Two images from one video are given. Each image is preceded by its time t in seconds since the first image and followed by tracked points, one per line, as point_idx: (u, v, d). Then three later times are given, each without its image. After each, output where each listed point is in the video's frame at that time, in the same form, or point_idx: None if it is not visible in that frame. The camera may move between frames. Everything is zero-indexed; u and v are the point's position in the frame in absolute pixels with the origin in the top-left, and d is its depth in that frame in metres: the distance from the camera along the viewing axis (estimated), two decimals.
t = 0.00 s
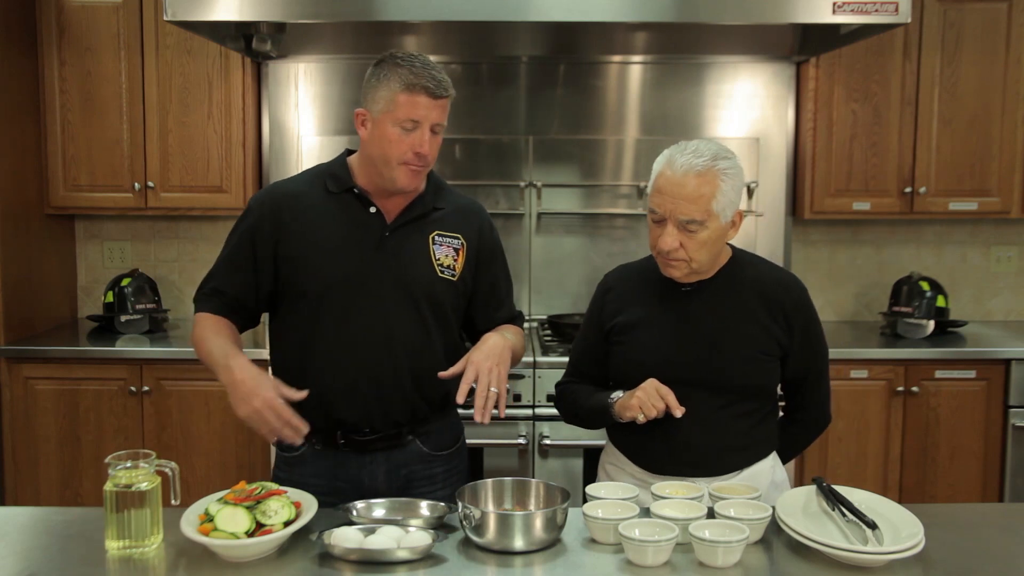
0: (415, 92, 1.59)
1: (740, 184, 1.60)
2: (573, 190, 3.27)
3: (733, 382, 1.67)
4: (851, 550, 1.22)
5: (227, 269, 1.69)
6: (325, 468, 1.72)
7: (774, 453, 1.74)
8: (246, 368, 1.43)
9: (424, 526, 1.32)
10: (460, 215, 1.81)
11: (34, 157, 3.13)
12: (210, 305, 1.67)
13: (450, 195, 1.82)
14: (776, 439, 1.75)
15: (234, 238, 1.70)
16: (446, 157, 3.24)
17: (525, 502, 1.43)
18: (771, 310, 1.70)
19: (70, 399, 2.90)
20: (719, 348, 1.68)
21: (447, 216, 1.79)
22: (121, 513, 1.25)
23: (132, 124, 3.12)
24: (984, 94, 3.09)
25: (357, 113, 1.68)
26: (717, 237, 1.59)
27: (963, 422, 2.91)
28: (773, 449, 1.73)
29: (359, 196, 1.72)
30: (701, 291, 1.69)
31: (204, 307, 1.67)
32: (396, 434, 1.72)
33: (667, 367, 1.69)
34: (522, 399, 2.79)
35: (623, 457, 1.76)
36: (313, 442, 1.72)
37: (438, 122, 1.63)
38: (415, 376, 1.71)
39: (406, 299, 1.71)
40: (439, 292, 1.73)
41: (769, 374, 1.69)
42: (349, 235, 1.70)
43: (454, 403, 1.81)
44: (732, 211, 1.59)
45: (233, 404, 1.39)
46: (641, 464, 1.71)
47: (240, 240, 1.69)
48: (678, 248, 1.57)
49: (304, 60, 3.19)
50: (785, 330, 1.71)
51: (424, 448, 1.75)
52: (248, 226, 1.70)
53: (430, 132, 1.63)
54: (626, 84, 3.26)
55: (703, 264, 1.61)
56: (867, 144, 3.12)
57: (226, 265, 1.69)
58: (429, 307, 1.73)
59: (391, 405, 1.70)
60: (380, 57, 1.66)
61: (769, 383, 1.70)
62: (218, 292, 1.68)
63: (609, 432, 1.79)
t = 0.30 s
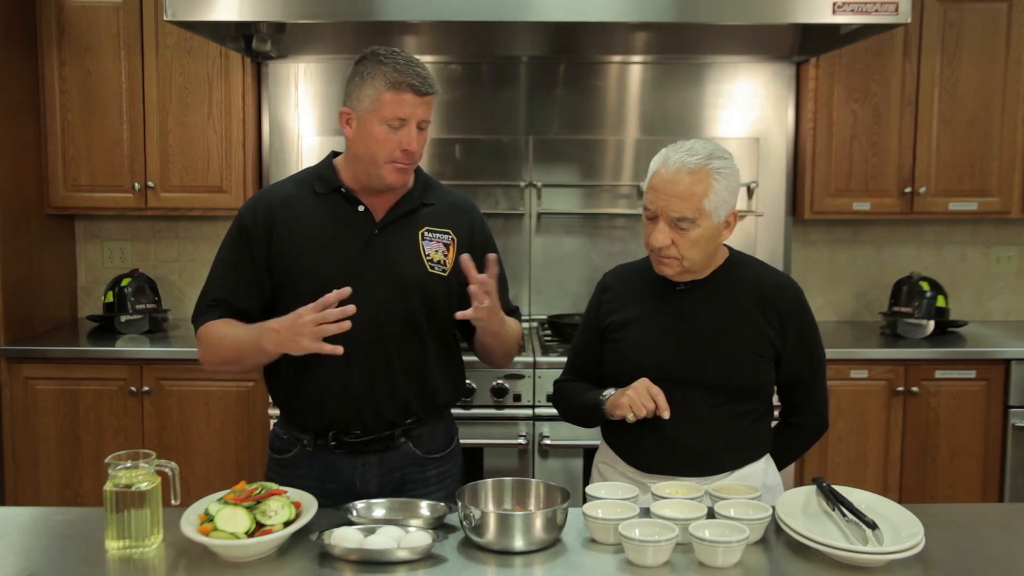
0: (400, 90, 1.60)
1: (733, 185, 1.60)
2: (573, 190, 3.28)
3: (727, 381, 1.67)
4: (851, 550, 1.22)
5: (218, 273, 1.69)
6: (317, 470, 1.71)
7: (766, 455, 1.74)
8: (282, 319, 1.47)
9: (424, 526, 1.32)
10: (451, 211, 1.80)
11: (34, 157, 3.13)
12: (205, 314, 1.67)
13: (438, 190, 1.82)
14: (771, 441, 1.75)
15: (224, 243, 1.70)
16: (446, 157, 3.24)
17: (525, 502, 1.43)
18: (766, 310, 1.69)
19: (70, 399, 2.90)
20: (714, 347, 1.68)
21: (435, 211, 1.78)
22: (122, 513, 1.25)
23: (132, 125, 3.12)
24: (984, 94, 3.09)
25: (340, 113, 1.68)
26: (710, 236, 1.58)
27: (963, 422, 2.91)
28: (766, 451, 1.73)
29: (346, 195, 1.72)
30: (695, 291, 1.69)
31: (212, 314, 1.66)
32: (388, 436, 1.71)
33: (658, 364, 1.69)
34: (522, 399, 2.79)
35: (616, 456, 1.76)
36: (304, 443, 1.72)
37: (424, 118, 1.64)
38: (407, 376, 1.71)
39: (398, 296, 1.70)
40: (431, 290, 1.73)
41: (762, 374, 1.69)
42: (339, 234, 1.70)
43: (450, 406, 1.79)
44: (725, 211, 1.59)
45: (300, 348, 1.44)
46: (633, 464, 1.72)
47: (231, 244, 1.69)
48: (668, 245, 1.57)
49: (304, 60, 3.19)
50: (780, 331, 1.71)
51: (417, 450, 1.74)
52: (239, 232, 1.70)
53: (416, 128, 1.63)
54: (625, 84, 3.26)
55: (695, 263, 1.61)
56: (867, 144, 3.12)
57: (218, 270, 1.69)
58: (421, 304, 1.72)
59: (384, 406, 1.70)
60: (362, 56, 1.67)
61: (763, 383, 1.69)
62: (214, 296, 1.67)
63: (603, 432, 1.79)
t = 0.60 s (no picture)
0: (398, 91, 1.60)
1: (721, 186, 1.60)
2: (573, 190, 3.27)
3: (720, 382, 1.67)
4: (851, 550, 1.22)
5: (218, 277, 1.68)
6: (318, 472, 1.71)
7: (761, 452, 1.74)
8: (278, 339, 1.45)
9: (424, 526, 1.32)
10: (450, 211, 1.80)
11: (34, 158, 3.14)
12: (206, 317, 1.67)
13: (437, 190, 1.82)
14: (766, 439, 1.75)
15: (223, 246, 1.70)
16: (446, 157, 3.24)
17: (525, 502, 1.43)
18: (757, 310, 1.69)
19: (70, 399, 2.90)
20: (705, 348, 1.68)
21: (435, 212, 1.78)
22: (121, 513, 1.25)
23: (132, 125, 3.12)
24: (984, 94, 3.09)
25: (338, 114, 1.68)
26: (698, 237, 1.58)
27: (963, 422, 2.91)
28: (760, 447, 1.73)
29: (346, 197, 1.72)
30: (686, 292, 1.70)
31: (214, 324, 1.66)
32: (391, 437, 1.71)
33: (650, 366, 1.69)
34: (522, 399, 2.79)
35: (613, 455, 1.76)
36: (305, 446, 1.72)
37: (422, 118, 1.64)
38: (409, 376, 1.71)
39: (399, 298, 1.71)
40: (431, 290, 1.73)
41: (755, 374, 1.69)
42: (338, 236, 1.70)
43: (451, 407, 1.79)
44: (714, 212, 1.59)
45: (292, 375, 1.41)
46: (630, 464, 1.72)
47: (229, 247, 1.69)
48: (656, 247, 1.57)
49: (304, 60, 3.19)
50: (772, 330, 1.71)
51: (419, 451, 1.74)
52: (239, 236, 1.70)
53: (415, 129, 1.64)
54: (626, 84, 3.26)
55: (685, 264, 1.61)
56: (867, 145, 3.12)
57: (217, 274, 1.69)
58: (422, 305, 1.72)
59: (385, 407, 1.70)
60: (360, 57, 1.67)
61: (756, 384, 1.69)
62: (215, 300, 1.67)
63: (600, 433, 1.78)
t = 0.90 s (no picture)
0: (406, 94, 1.61)
1: (712, 183, 1.61)
2: (573, 190, 3.27)
3: (719, 379, 1.68)
4: (851, 550, 1.22)
5: (220, 276, 1.68)
6: (318, 472, 1.71)
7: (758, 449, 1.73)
8: (291, 348, 1.44)
9: (424, 526, 1.32)
10: (453, 213, 1.80)
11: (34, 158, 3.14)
12: (207, 316, 1.66)
13: (440, 192, 1.82)
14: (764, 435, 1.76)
15: (225, 246, 1.70)
16: (447, 157, 3.24)
17: (525, 501, 1.43)
18: (752, 306, 1.70)
19: (70, 399, 2.90)
20: (702, 345, 1.68)
21: (438, 214, 1.78)
22: (121, 513, 1.25)
23: (132, 125, 3.12)
24: (984, 94, 3.08)
25: (344, 115, 1.68)
26: (693, 236, 1.59)
27: (963, 422, 2.91)
28: (757, 444, 1.73)
29: (349, 197, 1.72)
30: (681, 292, 1.69)
31: (216, 324, 1.65)
32: (392, 438, 1.71)
33: (649, 367, 1.69)
34: (522, 399, 2.79)
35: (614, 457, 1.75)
36: (306, 446, 1.72)
37: (430, 121, 1.64)
38: (412, 377, 1.71)
39: (402, 299, 1.71)
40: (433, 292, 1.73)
41: (753, 370, 1.70)
42: (341, 236, 1.70)
43: (452, 407, 1.80)
44: (707, 209, 1.60)
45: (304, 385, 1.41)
46: (630, 465, 1.71)
47: (232, 247, 1.69)
48: (652, 248, 1.57)
49: (304, 60, 3.19)
50: (768, 325, 1.72)
51: (420, 453, 1.74)
52: (241, 235, 1.69)
53: (422, 132, 1.64)
54: (626, 84, 3.26)
55: (680, 263, 1.61)
56: (867, 145, 3.12)
57: (220, 274, 1.68)
58: (424, 306, 1.73)
59: (386, 407, 1.70)
60: (367, 57, 1.66)
61: (754, 378, 1.70)
62: (217, 300, 1.67)
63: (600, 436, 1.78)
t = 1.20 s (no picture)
0: (396, 78, 1.61)
1: (710, 186, 1.61)
2: (573, 190, 3.27)
3: (723, 378, 1.68)
4: (851, 550, 1.22)
5: (223, 276, 1.68)
6: (321, 473, 1.71)
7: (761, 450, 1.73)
8: (299, 342, 1.45)
9: (424, 526, 1.32)
10: (454, 212, 1.80)
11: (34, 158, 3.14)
12: (210, 316, 1.66)
13: (442, 191, 1.82)
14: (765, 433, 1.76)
15: (228, 246, 1.70)
16: (447, 157, 3.24)
17: (525, 502, 1.43)
18: (753, 304, 1.71)
19: (70, 399, 2.90)
20: (706, 345, 1.68)
21: (440, 213, 1.78)
22: (121, 514, 1.25)
23: (132, 125, 3.12)
24: (984, 94, 3.09)
25: (341, 107, 1.69)
26: (694, 239, 1.59)
27: (963, 421, 2.91)
28: (760, 445, 1.73)
29: (352, 197, 1.72)
30: (682, 293, 1.69)
31: (220, 324, 1.64)
32: (394, 439, 1.71)
33: (653, 369, 1.69)
34: (522, 400, 2.79)
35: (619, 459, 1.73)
36: (308, 447, 1.71)
37: (423, 108, 1.64)
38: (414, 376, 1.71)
39: (405, 298, 1.71)
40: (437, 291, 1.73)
41: (756, 367, 1.71)
42: (343, 236, 1.70)
43: (455, 407, 1.80)
44: (706, 213, 1.60)
45: (313, 377, 1.41)
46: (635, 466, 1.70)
47: (234, 247, 1.69)
48: (654, 254, 1.57)
49: (304, 60, 3.19)
50: (768, 321, 1.73)
51: (422, 454, 1.74)
52: (243, 235, 1.69)
53: (415, 119, 1.63)
54: (626, 84, 3.26)
55: (681, 267, 1.61)
56: (867, 145, 3.12)
57: (223, 274, 1.68)
58: (427, 305, 1.73)
59: (389, 407, 1.70)
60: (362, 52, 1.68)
61: (756, 375, 1.71)
62: (220, 299, 1.66)
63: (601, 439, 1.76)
